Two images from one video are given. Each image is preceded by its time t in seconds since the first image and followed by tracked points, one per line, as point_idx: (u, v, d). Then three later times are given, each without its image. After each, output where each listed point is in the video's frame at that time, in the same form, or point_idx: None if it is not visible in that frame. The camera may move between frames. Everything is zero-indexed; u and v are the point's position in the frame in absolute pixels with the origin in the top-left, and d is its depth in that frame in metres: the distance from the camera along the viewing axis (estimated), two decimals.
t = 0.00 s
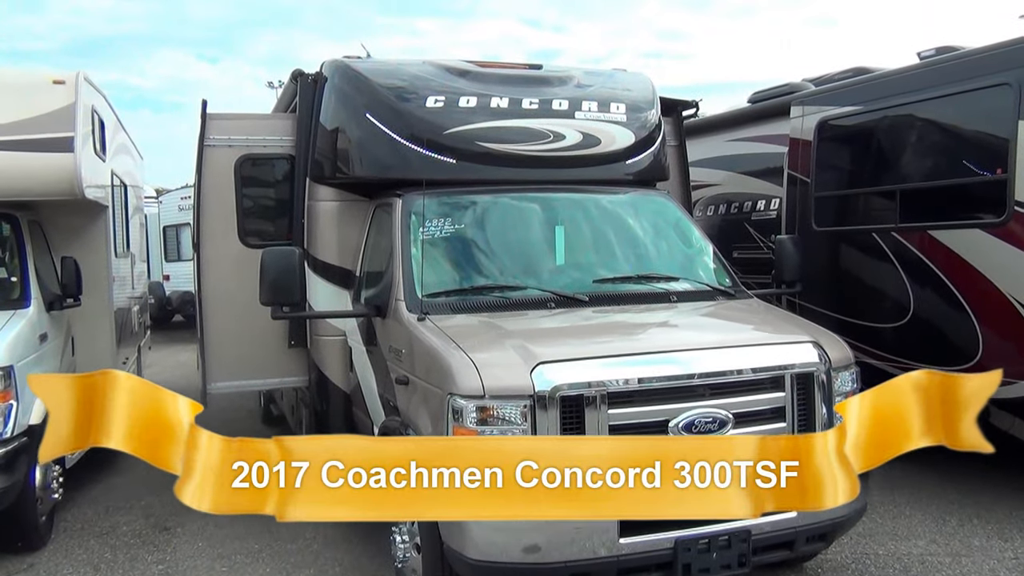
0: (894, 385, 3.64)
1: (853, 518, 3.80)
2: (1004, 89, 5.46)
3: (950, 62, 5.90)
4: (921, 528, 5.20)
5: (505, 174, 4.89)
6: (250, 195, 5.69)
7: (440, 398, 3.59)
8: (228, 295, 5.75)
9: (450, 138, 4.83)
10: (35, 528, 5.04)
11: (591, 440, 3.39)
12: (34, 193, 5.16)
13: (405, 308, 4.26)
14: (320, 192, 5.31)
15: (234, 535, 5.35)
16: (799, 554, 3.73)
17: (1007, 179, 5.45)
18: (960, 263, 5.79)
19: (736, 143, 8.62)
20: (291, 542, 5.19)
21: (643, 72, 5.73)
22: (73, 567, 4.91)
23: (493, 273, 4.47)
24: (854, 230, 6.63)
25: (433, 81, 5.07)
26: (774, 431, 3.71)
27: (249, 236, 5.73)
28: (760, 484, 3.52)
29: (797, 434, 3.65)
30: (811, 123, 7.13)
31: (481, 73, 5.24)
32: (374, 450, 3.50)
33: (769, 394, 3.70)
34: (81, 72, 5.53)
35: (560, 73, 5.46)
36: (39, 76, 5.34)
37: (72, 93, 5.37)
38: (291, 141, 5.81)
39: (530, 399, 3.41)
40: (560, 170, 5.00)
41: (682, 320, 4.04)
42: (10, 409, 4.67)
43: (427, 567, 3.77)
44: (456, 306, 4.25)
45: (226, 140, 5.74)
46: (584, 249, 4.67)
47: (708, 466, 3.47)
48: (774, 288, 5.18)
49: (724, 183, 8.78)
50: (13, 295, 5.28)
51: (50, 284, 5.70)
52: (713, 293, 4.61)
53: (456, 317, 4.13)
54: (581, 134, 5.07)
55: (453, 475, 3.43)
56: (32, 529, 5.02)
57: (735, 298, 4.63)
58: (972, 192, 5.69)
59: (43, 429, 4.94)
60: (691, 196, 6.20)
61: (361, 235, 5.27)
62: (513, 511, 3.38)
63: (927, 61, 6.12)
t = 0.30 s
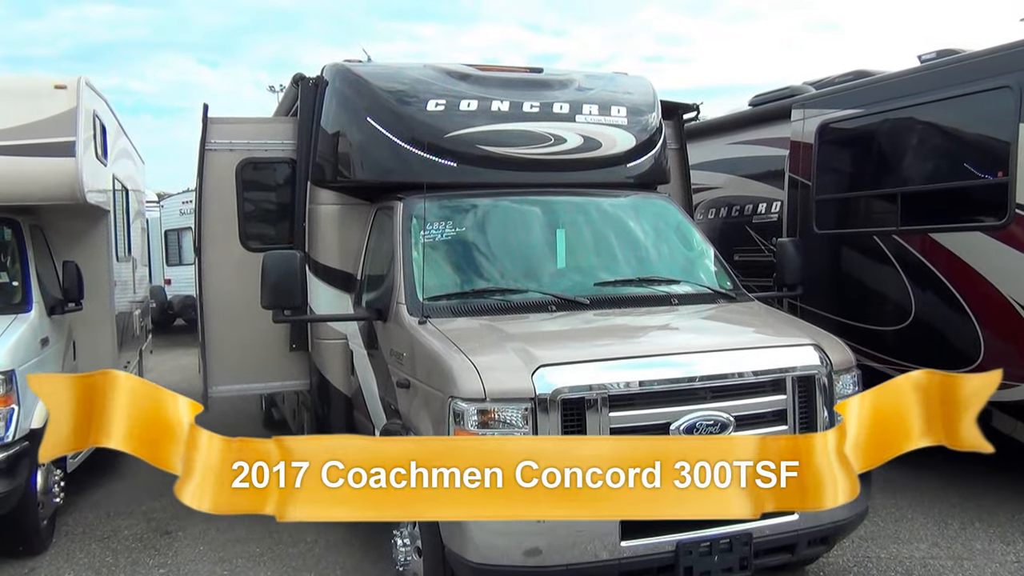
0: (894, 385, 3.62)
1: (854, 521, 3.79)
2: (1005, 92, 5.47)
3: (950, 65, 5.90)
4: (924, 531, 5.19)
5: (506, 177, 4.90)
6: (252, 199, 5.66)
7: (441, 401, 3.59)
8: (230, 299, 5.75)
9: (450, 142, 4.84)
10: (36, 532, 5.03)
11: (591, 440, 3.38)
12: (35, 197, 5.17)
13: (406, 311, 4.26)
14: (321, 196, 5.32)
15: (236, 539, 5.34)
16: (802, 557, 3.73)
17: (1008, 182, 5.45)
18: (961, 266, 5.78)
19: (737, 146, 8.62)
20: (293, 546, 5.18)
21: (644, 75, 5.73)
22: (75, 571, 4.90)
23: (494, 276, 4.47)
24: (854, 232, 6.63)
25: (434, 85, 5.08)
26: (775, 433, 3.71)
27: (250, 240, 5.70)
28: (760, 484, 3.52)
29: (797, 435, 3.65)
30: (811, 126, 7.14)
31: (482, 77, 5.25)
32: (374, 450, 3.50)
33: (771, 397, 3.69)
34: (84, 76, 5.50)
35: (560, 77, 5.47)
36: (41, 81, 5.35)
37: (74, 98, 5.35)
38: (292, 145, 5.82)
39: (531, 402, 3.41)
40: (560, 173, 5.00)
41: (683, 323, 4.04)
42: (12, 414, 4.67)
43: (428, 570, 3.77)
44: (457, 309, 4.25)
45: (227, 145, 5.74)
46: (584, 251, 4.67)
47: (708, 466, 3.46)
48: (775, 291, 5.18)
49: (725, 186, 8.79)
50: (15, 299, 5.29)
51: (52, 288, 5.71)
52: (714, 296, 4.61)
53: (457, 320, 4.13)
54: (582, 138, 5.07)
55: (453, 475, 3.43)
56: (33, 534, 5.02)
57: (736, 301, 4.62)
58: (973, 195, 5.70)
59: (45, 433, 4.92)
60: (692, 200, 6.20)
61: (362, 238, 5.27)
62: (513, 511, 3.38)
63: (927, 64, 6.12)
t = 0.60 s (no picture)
0: (894, 385, 3.61)
1: (855, 521, 3.79)
2: (1006, 91, 5.46)
3: (951, 64, 5.90)
4: (925, 531, 5.19)
5: (507, 177, 4.89)
6: (253, 199, 5.66)
7: (442, 401, 3.59)
8: (231, 299, 5.76)
9: (451, 142, 4.84)
10: (38, 533, 5.04)
11: (591, 440, 3.38)
12: (36, 198, 5.17)
13: (407, 312, 4.26)
14: (321, 196, 5.32)
15: (237, 539, 5.34)
16: (803, 557, 3.72)
17: (1009, 181, 5.45)
18: (963, 266, 5.77)
19: (738, 146, 8.62)
20: (294, 546, 5.18)
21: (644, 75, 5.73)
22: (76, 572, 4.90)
23: (494, 276, 4.47)
24: (855, 232, 6.62)
25: (435, 85, 5.08)
26: (776, 433, 3.70)
27: (251, 241, 5.68)
28: (760, 484, 3.51)
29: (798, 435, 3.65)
30: (812, 126, 7.14)
31: (483, 77, 5.25)
32: (374, 450, 3.50)
33: (772, 396, 3.69)
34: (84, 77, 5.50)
35: (561, 76, 5.46)
36: (42, 81, 5.36)
37: (75, 99, 5.36)
38: (293, 145, 5.82)
39: (532, 402, 3.41)
40: (561, 173, 5.00)
41: (684, 322, 4.04)
42: (13, 415, 4.67)
43: (429, 570, 3.77)
44: (458, 309, 4.25)
45: (228, 145, 5.75)
46: (585, 251, 4.67)
47: (708, 466, 3.46)
48: (776, 291, 5.18)
49: (726, 186, 8.78)
50: (16, 299, 5.29)
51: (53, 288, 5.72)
52: (714, 295, 4.61)
53: (458, 320, 4.13)
54: (583, 138, 5.07)
55: (453, 475, 3.43)
56: (34, 535, 5.02)
57: (737, 300, 4.62)
58: (974, 195, 5.69)
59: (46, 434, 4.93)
60: (693, 199, 6.20)
61: (363, 238, 5.26)
62: (513, 511, 3.38)
63: (928, 64, 6.12)
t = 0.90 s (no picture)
0: (894, 385, 3.65)
1: (854, 519, 3.80)
2: (1005, 90, 5.46)
3: (951, 63, 5.90)
4: (924, 529, 5.19)
5: (506, 176, 4.90)
6: (252, 198, 5.68)
7: (442, 400, 3.59)
8: (230, 298, 5.75)
9: (451, 141, 4.84)
10: (37, 531, 5.04)
11: (591, 440, 3.39)
12: (35, 197, 5.17)
13: (407, 310, 4.27)
14: (320, 195, 5.32)
15: (237, 538, 5.35)
16: (801, 556, 3.73)
17: (1008, 180, 5.45)
18: (963, 265, 5.78)
19: (737, 145, 8.62)
20: (294, 545, 5.19)
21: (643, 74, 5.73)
22: (76, 570, 4.91)
23: (494, 275, 4.47)
24: (854, 231, 6.63)
25: (434, 84, 5.08)
26: (774, 432, 3.71)
27: (250, 240, 5.71)
28: (760, 484, 3.52)
29: (797, 435, 3.65)
30: (812, 125, 7.13)
31: (482, 76, 5.25)
32: (374, 450, 3.51)
33: (770, 395, 3.69)
34: (84, 76, 5.49)
35: (560, 75, 5.46)
36: (40, 81, 5.33)
37: (74, 97, 5.35)
38: (292, 144, 5.82)
39: (531, 400, 3.42)
40: (561, 172, 5.01)
41: (683, 321, 4.04)
42: (12, 413, 4.68)
43: (429, 568, 3.78)
44: (458, 308, 4.25)
45: (227, 144, 5.74)
46: (585, 250, 4.67)
47: (708, 466, 3.46)
48: (775, 290, 5.18)
49: (725, 185, 8.78)
50: (16, 298, 5.29)
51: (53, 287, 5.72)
52: (713, 294, 4.61)
53: (458, 319, 4.13)
54: (582, 136, 5.07)
55: (453, 475, 3.43)
56: (34, 533, 5.02)
57: (736, 299, 4.62)
58: (973, 194, 5.69)
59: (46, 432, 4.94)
60: (692, 198, 6.20)
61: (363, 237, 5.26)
62: (513, 511, 3.39)
63: (927, 62, 6.12)
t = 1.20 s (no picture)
0: (894, 385, 3.63)
1: (854, 515, 3.80)
2: (1006, 85, 5.46)
3: (952, 58, 5.89)
4: (924, 523, 5.20)
5: (507, 171, 4.90)
6: (252, 194, 5.67)
7: (443, 394, 3.60)
8: (231, 293, 5.76)
9: (452, 136, 4.84)
10: (40, 526, 5.06)
11: (592, 440, 3.39)
12: (37, 192, 5.18)
13: (408, 305, 4.27)
14: (322, 190, 5.32)
15: (238, 532, 5.36)
16: (802, 550, 3.74)
17: (1009, 175, 5.45)
18: (964, 260, 5.77)
19: (738, 140, 8.62)
20: (295, 540, 5.19)
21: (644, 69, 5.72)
22: (78, 564, 4.92)
23: (494, 270, 4.47)
24: (854, 226, 6.63)
25: (435, 79, 5.08)
26: (775, 427, 3.72)
27: (252, 235, 5.70)
28: (760, 484, 3.52)
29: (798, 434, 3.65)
30: (813, 120, 7.13)
31: (483, 71, 5.24)
32: (374, 450, 3.51)
33: (771, 389, 3.70)
34: (85, 71, 5.49)
35: (561, 70, 5.46)
36: (40, 76, 5.33)
37: (75, 92, 5.35)
38: (293, 139, 5.82)
39: (533, 394, 3.42)
40: (562, 168, 5.01)
41: (684, 315, 4.04)
42: (14, 407, 4.69)
43: (430, 564, 3.78)
44: (459, 302, 4.26)
45: (228, 139, 5.75)
46: (586, 245, 4.68)
47: (708, 466, 3.46)
48: (776, 285, 5.18)
49: (726, 180, 8.78)
50: (17, 293, 5.30)
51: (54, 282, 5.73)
52: (714, 289, 4.62)
53: (459, 313, 4.14)
54: (583, 131, 5.07)
55: (453, 475, 3.43)
56: (36, 528, 5.04)
57: (737, 294, 4.63)
58: (974, 188, 5.69)
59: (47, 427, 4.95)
60: (693, 193, 6.20)
61: (363, 232, 5.27)
62: (513, 511, 3.39)
63: (929, 57, 6.11)
